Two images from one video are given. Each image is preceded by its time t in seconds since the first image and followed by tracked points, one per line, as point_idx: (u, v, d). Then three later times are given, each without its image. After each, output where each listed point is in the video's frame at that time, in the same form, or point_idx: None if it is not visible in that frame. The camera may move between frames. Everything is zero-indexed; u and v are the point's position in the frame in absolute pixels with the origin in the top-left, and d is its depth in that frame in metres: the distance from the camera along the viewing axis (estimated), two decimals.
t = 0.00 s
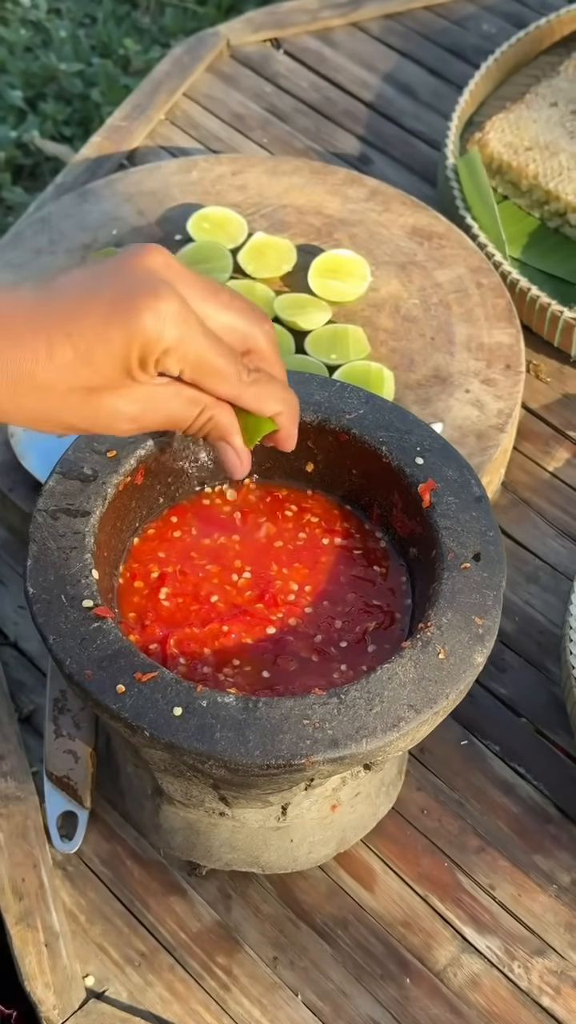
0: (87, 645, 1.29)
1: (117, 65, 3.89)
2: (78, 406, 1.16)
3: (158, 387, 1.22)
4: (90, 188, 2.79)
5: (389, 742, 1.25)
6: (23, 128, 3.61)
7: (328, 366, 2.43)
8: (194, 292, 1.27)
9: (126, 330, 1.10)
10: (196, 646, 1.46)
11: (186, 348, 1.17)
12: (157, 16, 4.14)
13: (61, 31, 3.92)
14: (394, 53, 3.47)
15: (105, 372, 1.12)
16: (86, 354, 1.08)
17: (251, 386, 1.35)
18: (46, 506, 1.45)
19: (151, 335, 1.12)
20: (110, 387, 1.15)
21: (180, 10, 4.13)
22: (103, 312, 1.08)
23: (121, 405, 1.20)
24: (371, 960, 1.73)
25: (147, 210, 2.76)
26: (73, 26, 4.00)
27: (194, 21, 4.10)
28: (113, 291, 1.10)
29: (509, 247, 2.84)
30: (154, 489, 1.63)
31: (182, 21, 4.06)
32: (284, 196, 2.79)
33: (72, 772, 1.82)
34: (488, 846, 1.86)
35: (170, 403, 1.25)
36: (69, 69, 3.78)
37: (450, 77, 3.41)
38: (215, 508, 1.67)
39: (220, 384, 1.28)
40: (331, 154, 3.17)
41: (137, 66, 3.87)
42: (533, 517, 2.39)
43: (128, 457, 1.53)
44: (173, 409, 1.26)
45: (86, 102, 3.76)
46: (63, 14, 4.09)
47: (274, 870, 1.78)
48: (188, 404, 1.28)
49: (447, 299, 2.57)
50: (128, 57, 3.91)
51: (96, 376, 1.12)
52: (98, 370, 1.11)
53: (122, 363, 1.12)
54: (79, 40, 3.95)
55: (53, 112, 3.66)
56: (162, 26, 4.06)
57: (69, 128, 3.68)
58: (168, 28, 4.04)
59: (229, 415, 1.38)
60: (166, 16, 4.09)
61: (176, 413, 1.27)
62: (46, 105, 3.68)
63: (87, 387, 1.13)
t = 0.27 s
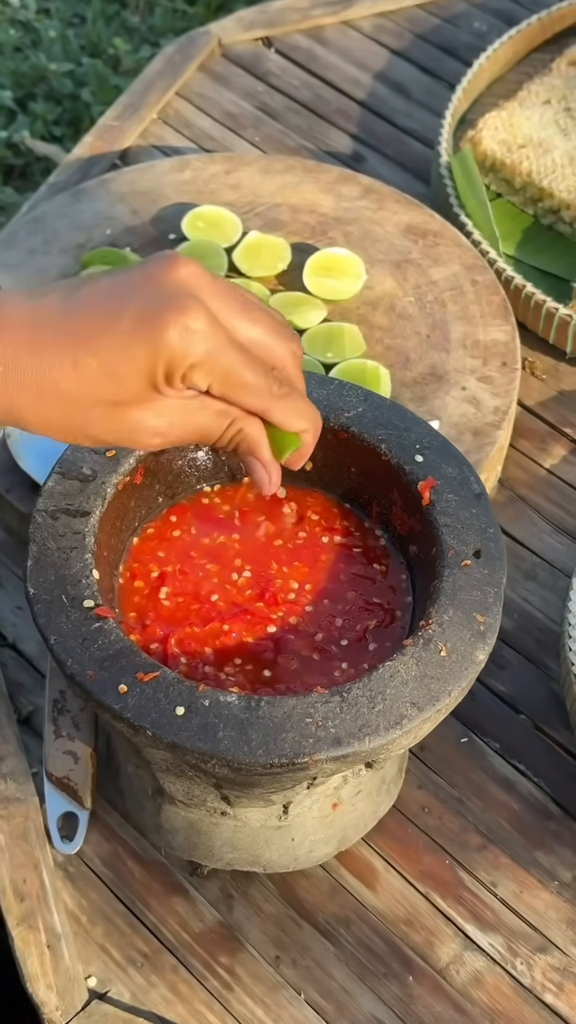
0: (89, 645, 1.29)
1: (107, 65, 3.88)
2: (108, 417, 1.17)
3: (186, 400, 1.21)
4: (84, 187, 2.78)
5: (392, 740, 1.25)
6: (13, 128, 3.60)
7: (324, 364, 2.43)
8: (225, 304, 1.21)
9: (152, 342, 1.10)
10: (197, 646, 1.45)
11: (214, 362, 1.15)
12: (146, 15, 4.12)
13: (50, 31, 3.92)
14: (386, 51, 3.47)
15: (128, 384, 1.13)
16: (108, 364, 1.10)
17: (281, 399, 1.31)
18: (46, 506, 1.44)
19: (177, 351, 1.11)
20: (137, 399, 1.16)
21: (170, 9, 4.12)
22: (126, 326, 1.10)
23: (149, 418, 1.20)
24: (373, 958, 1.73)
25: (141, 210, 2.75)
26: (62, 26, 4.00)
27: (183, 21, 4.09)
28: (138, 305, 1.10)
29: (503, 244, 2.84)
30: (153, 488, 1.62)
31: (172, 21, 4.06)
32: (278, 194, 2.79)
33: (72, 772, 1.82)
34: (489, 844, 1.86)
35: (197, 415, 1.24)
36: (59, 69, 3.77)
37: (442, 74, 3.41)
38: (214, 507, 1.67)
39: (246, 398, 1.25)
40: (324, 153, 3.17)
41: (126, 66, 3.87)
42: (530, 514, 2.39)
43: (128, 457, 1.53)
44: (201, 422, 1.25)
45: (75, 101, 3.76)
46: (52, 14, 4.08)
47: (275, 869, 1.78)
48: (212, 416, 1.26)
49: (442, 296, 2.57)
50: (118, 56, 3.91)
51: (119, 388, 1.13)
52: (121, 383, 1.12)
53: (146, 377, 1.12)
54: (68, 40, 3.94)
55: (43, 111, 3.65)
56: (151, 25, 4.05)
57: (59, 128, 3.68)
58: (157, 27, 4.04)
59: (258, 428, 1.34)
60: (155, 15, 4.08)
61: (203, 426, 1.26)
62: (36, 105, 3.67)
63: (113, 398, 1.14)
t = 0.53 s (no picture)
0: (92, 646, 1.29)
1: (97, 65, 3.87)
2: (114, 448, 1.17)
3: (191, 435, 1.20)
4: (78, 188, 2.78)
5: (396, 738, 1.25)
6: (4, 130, 3.60)
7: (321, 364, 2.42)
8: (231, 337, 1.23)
9: (158, 362, 1.13)
10: (199, 646, 1.45)
11: (219, 387, 1.17)
12: (135, 16, 4.12)
13: (39, 32, 3.91)
14: (378, 50, 3.46)
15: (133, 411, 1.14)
16: (114, 391, 1.13)
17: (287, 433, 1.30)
18: (47, 507, 1.44)
19: (183, 373, 1.14)
20: (144, 432, 1.17)
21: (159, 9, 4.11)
22: (133, 352, 1.13)
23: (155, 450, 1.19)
24: (377, 957, 1.73)
25: (135, 210, 2.75)
26: (51, 26, 3.99)
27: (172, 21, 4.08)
28: (146, 332, 1.14)
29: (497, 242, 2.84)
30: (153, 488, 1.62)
31: (161, 21, 4.05)
32: (273, 193, 2.78)
33: (73, 773, 1.82)
34: (492, 841, 1.86)
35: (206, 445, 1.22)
36: (49, 70, 3.77)
37: (434, 72, 3.41)
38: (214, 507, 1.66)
39: (252, 429, 1.24)
40: (317, 152, 3.17)
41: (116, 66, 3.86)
42: (528, 512, 2.39)
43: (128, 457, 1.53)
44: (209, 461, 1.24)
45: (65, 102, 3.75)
46: (41, 14, 4.07)
47: (278, 869, 1.78)
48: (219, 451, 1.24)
49: (438, 295, 2.57)
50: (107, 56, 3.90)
51: (124, 414, 1.14)
52: (124, 410, 1.14)
53: (151, 403, 1.14)
54: (57, 40, 3.93)
55: (33, 112, 3.65)
56: (141, 25, 4.04)
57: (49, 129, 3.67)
58: (146, 27, 4.03)
59: (265, 466, 1.31)
60: (144, 15, 4.07)
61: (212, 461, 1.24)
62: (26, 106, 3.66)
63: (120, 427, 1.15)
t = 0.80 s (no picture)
0: (93, 647, 1.28)
1: (85, 66, 3.87)
2: (137, 349, 1.32)
3: (178, 352, 1.36)
4: (70, 189, 2.77)
5: (399, 737, 1.24)
6: None
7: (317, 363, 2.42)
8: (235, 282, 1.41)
9: (180, 278, 1.34)
10: (199, 646, 1.45)
11: (226, 302, 1.39)
12: (123, 16, 4.10)
13: (27, 32, 3.90)
14: (369, 49, 3.46)
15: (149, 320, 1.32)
16: (141, 310, 1.32)
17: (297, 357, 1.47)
18: (46, 508, 1.43)
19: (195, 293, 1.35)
20: (158, 353, 1.34)
21: (147, 9, 4.10)
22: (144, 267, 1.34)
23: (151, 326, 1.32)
24: (380, 956, 1.73)
25: (129, 211, 2.74)
26: (38, 27, 3.98)
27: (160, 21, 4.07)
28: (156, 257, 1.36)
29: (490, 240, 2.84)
30: (151, 489, 1.62)
31: (149, 22, 4.04)
32: (266, 193, 2.78)
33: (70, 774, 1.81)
34: (492, 839, 1.86)
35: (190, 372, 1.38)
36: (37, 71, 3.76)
37: (425, 71, 3.41)
38: (213, 507, 1.66)
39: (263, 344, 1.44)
40: (309, 151, 3.16)
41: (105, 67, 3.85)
42: (525, 509, 2.39)
43: (127, 458, 1.52)
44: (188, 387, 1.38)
45: (54, 103, 3.74)
46: (28, 16, 4.06)
47: (279, 869, 1.78)
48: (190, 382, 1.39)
49: (433, 293, 2.57)
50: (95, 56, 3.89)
51: (147, 322, 1.32)
52: (157, 313, 1.32)
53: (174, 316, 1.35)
54: (45, 41, 3.93)
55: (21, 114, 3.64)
56: (129, 26, 4.04)
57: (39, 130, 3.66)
58: (134, 28, 4.02)
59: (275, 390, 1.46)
60: (132, 15, 4.06)
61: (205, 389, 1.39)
62: (15, 107, 3.66)
63: (131, 326, 1.31)
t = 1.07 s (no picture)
0: (93, 646, 1.28)
1: (73, 65, 3.86)
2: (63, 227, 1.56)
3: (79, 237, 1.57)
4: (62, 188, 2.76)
5: (401, 733, 1.24)
6: None
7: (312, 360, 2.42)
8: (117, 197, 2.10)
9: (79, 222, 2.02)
10: (199, 644, 1.44)
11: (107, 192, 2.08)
12: (111, 15, 4.09)
13: (15, 32, 3.89)
14: (359, 47, 3.46)
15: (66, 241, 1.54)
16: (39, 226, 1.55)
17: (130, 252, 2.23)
18: (44, 507, 1.43)
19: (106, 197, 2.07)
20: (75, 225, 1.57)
21: (134, 8, 4.08)
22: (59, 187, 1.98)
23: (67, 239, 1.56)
24: (382, 954, 1.73)
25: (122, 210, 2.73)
26: (26, 27, 3.97)
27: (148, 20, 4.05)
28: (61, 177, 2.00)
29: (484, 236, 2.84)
30: (149, 487, 1.61)
31: (137, 21, 4.03)
32: (258, 190, 2.77)
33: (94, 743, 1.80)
34: (493, 836, 1.86)
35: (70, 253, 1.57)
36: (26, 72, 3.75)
37: (416, 69, 3.41)
38: (211, 505, 1.65)
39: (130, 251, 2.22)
40: (300, 149, 3.16)
41: (94, 67, 3.84)
42: (521, 505, 2.39)
43: (124, 457, 1.51)
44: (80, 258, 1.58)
45: (43, 103, 3.73)
46: (16, 16, 4.05)
47: (280, 867, 1.77)
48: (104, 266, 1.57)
49: (427, 289, 2.56)
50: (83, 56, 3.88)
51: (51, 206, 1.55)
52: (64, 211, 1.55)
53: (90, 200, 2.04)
54: (33, 41, 3.92)
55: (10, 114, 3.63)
56: (117, 26, 4.02)
57: (28, 130, 3.65)
58: (122, 28, 4.01)
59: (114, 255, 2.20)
60: (119, 15, 4.05)
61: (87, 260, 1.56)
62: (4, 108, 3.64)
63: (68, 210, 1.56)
